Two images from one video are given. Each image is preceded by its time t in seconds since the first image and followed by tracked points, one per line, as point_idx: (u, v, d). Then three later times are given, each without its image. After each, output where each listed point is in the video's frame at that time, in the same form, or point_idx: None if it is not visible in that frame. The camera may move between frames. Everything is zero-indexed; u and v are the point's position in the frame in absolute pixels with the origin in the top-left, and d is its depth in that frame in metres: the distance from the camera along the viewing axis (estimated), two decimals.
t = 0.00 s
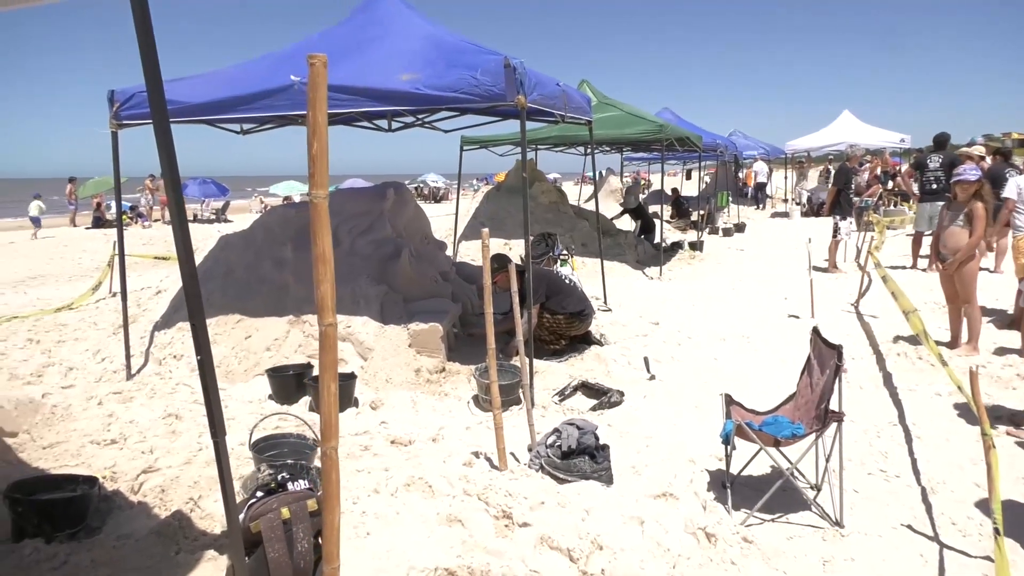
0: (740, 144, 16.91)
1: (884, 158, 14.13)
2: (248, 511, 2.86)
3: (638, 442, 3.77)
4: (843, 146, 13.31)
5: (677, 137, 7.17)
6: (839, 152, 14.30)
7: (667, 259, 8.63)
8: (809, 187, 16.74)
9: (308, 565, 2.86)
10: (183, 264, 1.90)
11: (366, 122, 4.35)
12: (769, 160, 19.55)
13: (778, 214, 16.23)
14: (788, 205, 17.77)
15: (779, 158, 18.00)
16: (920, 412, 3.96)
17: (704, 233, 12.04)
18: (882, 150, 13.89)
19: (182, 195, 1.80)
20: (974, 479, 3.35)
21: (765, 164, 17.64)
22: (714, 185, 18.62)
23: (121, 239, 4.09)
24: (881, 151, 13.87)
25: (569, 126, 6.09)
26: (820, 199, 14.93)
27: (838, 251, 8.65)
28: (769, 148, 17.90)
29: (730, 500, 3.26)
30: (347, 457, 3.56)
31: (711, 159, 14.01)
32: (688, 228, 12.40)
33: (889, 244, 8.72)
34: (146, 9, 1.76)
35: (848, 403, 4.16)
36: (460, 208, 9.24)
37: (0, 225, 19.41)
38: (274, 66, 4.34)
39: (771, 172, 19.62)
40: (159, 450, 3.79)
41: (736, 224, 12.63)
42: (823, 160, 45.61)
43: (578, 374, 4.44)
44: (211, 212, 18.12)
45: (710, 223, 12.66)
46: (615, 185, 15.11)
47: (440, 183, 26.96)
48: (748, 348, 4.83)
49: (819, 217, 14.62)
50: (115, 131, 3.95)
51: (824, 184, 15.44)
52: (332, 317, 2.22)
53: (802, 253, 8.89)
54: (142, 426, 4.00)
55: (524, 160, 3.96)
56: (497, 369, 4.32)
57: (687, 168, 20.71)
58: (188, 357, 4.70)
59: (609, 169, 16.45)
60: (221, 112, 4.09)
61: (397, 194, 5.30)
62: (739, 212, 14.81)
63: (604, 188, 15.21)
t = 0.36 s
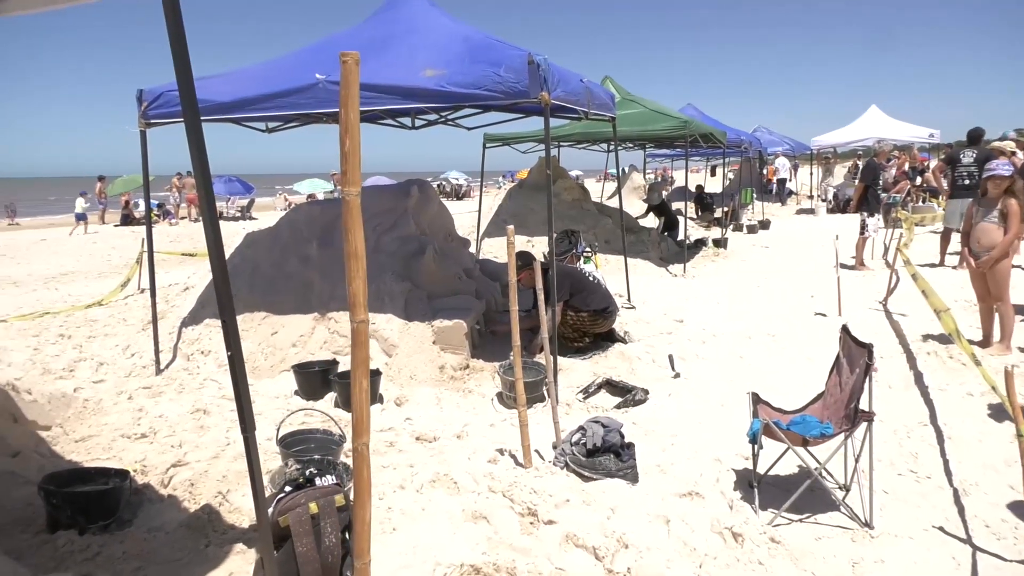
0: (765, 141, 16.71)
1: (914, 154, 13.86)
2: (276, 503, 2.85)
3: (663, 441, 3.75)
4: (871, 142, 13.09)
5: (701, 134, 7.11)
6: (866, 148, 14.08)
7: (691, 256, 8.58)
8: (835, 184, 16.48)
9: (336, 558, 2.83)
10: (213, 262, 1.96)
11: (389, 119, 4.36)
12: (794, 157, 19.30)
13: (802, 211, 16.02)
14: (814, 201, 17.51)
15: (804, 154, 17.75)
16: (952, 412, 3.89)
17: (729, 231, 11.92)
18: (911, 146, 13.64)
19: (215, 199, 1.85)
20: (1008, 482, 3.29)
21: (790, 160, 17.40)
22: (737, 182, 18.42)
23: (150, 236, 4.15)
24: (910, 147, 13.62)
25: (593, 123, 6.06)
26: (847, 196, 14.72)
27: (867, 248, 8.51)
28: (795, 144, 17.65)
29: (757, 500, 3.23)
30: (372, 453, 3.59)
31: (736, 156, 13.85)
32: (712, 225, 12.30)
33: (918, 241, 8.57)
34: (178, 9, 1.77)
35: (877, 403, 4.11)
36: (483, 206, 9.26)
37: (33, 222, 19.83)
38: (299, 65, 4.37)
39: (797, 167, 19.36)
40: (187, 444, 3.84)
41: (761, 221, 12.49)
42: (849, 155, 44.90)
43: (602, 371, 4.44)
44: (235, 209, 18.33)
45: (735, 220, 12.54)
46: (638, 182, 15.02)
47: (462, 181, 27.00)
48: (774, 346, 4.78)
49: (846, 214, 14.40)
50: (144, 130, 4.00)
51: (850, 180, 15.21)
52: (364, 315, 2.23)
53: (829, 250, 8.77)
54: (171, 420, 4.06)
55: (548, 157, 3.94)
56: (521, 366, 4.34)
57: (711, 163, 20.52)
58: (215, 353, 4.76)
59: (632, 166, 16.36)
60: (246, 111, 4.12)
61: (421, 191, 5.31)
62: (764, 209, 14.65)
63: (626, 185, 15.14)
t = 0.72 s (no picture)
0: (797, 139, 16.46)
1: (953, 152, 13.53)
2: (310, 501, 2.87)
3: (695, 443, 3.72)
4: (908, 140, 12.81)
5: (732, 132, 7.04)
6: (903, 147, 13.80)
7: (721, 256, 8.49)
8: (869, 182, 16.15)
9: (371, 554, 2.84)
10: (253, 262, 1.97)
11: (420, 119, 4.39)
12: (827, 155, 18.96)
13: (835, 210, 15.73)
14: (847, 200, 17.19)
15: (837, 153, 17.43)
16: (992, 416, 3.80)
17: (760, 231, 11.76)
18: (950, 144, 13.30)
19: (251, 200, 1.85)
20: None
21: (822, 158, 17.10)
22: (768, 180, 18.16)
23: (185, 235, 4.22)
24: (949, 144, 13.29)
25: (624, 122, 6.04)
26: (882, 195, 14.42)
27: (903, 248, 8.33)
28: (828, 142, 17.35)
29: (791, 503, 3.19)
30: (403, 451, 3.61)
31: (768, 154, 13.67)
32: (744, 225, 12.16)
33: (957, 241, 8.36)
34: (217, 12, 1.78)
35: (914, 406, 4.03)
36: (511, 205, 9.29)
37: (71, 222, 20.33)
38: (331, 66, 4.41)
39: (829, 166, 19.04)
40: (222, 440, 3.90)
41: (793, 220, 12.30)
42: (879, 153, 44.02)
43: (632, 371, 4.42)
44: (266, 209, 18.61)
45: (766, 220, 12.37)
46: (667, 181, 14.91)
47: (490, 180, 27.04)
48: (807, 348, 4.72)
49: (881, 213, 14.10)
50: (181, 131, 4.07)
51: (885, 179, 14.91)
52: (403, 314, 2.23)
53: (864, 250, 8.61)
54: (206, 416, 4.13)
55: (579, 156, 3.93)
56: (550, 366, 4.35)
57: (741, 162, 20.25)
58: (249, 351, 4.82)
59: (662, 165, 16.26)
60: (280, 112, 4.17)
61: (451, 191, 5.33)
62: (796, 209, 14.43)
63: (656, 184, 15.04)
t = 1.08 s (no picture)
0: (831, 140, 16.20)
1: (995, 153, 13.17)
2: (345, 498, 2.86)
3: (727, 446, 3.69)
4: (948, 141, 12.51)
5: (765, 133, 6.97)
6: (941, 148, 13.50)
7: (753, 258, 8.40)
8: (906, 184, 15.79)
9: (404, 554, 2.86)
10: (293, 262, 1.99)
11: (451, 121, 4.41)
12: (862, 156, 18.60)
13: (871, 212, 15.42)
14: (882, 202, 16.84)
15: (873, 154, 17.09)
16: None
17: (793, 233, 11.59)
18: (992, 144, 12.96)
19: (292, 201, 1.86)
20: None
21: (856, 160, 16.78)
22: (800, 182, 17.88)
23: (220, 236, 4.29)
24: (991, 145, 12.94)
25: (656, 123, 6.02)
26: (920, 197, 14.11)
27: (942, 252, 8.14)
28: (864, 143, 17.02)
29: (826, 510, 3.14)
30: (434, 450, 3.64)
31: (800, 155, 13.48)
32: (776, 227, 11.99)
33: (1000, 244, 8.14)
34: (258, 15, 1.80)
35: (953, 412, 3.94)
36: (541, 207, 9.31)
37: (109, 223, 20.88)
38: (364, 69, 4.45)
39: (864, 167, 18.68)
40: (257, 438, 3.96)
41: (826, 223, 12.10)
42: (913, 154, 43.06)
43: (662, 374, 4.41)
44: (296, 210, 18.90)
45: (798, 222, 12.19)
46: (697, 183, 14.79)
47: (518, 182, 27.08)
48: (842, 352, 4.65)
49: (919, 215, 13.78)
50: (218, 133, 4.15)
51: (922, 181, 14.58)
52: (441, 315, 2.23)
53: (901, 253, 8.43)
54: (241, 414, 4.20)
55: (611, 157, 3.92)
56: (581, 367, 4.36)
57: (773, 163, 19.96)
58: (282, 350, 4.89)
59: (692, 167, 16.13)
60: (314, 114, 4.22)
61: (482, 192, 5.36)
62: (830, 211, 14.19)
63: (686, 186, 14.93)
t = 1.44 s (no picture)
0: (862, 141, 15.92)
1: None
2: (377, 497, 2.89)
3: (758, 450, 3.66)
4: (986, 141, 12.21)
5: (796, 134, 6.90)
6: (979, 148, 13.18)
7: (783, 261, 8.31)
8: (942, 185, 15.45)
9: (434, 552, 2.86)
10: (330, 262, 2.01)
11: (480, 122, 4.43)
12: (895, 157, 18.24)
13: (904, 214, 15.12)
14: (916, 204, 16.49)
15: (907, 155, 16.74)
16: None
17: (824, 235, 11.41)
18: None
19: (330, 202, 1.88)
20: None
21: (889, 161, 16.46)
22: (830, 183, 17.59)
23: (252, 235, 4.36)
24: None
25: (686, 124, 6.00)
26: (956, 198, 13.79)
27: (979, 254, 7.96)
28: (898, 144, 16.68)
29: (859, 515, 3.10)
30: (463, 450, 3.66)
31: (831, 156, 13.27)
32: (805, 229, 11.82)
33: None
34: (296, 18, 1.82)
35: (991, 419, 3.87)
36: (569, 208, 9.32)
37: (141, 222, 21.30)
38: (395, 70, 4.49)
39: (897, 168, 18.31)
40: (288, 435, 4.02)
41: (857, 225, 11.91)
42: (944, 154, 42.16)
43: (691, 376, 4.39)
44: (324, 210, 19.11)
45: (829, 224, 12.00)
46: (725, 184, 14.66)
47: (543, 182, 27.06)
48: (875, 356, 4.58)
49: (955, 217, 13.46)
50: (253, 134, 4.23)
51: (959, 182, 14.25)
52: (477, 315, 2.23)
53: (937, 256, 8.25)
54: (273, 412, 4.26)
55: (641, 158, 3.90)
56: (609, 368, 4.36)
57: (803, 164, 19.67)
58: (313, 349, 4.95)
59: (720, 168, 15.98)
60: (345, 115, 4.27)
61: (510, 193, 5.37)
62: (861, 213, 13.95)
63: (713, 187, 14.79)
